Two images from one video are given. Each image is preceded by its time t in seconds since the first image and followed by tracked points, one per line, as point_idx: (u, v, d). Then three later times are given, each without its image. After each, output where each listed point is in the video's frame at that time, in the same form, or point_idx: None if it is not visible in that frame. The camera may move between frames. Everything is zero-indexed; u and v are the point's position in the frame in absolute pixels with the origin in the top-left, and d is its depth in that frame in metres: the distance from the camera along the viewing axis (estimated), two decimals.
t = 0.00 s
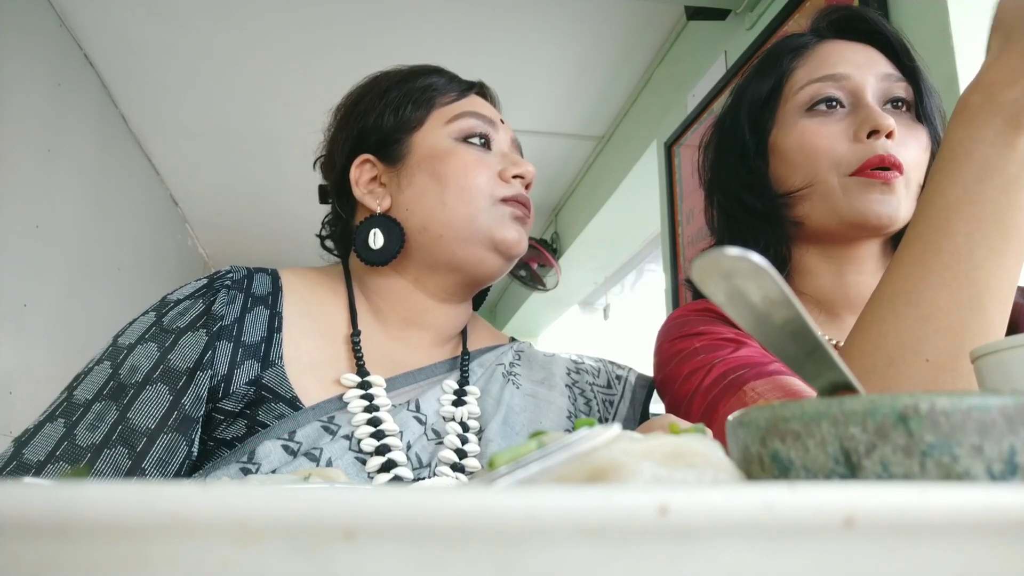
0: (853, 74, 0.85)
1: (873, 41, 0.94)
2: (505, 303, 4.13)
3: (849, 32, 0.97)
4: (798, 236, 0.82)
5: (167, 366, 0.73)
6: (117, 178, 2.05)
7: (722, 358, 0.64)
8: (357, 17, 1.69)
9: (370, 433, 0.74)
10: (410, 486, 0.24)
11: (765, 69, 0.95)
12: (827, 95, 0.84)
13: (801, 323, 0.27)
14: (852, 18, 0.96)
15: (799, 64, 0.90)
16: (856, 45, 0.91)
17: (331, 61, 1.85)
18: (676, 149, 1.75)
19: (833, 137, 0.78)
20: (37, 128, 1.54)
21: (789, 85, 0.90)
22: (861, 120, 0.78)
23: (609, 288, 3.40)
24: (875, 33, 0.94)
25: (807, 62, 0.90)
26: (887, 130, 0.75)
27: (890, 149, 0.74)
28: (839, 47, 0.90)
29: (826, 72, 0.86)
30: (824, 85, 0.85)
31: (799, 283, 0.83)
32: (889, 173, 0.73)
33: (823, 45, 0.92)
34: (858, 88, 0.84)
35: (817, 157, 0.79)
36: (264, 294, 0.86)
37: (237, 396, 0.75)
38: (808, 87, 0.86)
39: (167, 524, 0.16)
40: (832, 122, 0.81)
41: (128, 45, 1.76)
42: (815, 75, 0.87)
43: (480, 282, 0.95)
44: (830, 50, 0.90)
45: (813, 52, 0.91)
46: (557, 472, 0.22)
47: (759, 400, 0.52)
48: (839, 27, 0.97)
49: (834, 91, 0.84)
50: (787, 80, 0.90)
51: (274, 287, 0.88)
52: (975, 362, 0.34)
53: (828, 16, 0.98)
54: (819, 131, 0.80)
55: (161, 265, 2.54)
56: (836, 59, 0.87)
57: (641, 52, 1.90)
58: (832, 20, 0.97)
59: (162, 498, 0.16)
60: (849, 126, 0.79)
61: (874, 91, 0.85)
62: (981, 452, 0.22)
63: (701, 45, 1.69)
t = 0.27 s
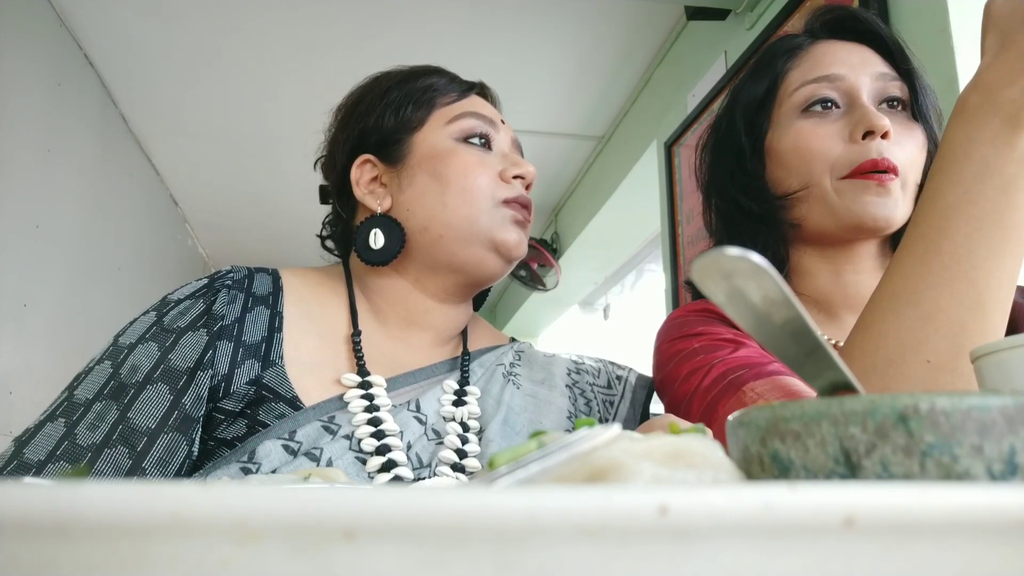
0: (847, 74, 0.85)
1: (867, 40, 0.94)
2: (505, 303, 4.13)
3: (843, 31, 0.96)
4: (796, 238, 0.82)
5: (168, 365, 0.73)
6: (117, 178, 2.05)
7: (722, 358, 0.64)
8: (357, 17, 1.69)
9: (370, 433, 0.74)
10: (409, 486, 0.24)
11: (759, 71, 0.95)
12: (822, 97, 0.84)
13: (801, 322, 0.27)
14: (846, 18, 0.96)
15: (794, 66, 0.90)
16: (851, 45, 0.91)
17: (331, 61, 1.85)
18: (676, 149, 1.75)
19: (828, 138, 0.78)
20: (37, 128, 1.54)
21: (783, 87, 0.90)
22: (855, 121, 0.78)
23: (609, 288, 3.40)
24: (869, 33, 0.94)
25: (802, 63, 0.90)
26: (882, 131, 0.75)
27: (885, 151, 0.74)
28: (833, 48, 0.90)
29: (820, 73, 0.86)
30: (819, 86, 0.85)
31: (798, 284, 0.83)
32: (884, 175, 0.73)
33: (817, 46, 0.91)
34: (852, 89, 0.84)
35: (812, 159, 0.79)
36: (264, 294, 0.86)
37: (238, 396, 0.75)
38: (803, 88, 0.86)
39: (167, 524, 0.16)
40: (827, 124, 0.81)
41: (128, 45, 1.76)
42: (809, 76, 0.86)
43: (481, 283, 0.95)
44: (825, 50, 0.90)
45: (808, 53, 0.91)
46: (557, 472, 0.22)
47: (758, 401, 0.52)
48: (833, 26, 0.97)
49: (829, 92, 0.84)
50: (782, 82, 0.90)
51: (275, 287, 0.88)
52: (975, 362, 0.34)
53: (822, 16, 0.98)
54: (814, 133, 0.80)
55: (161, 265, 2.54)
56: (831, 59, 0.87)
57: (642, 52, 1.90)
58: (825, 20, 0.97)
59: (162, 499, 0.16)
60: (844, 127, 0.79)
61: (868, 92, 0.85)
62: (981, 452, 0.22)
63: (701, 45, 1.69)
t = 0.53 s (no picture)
0: (844, 74, 0.85)
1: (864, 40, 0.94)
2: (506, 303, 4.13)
3: (840, 31, 0.96)
4: (795, 238, 0.82)
5: (168, 363, 0.73)
6: (117, 178, 2.05)
7: (721, 357, 0.64)
8: (357, 17, 1.69)
9: (371, 432, 0.74)
10: (409, 487, 0.24)
11: (757, 71, 0.95)
12: (820, 96, 0.84)
13: (801, 322, 0.27)
14: (842, 18, 0.96)
15: (791, 66, 0.90)
16: (848, 45, 0.91)
17: (331, 61, 1.85)
18: (676, 149, 1.75)
19: (827, 138, 0.78)
20: (37, 128, 1.54)
21: (781, 87, 0.90)
22: (854, 121, 0.78)
23: (610, 288, 3.40)
24: (866, 33, 0.94)
25: (799, 63, 0.90)
26: (880, 130, 0.75)
27: (884, 149, 0.74)
28: (830, 48, 0.90)
29: (818, 73, 0.86)
30: (817, 86, 0.85)
31: (797, 284, 0.83)
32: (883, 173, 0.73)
33: (814, 46, 0.92)
34: (850, 88, 0.84)
35: (811, 158, 0.79)
36: (265, 293, 0.86)
37: (238, 394, 0.75)
38: (800, 88, 0.86)
39: (167, 524, 0.16)
40: (825, 123, 0.81)
41: (128, 45, 1.76)
42: (807, 76, 0.86)
43: (481, 284, 0.95)
44: (822, 50, 0.90)
45: (805, 53, 0.91)
46: (557, 472, 0.22)
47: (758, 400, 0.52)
48: (829, 27, 0.97)
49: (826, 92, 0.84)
50: (779, 83, 0.90)
51: (275, 286, 0.88)
52: (975, 362, 0.34)
53: (819, 16, 0.98)
54: (812, 133, 0.80)
55: (161, 265, 2.54)
56: (828, 59, 0.87)
57: (642, 52, 1.90)
58: (821, 20, 0.97)
59: (162, 497, 0.16)
60: (842, 126, 0.79)
61: (866, 91, 0.85)
62: (981, 452, 0.22)
63: (701, 45, 1.69)
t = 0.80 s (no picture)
0: (843, 73, 0.85)
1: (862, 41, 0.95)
2: (505, 303, 4.13)
3: (837, 32, 0.97)
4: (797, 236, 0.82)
5: (168, 362, 0.73)
6: (117, 177, 2.05)
7: (721, 357, 0.64)
8: (357, 17, 1.69)
9: (371, 431, 0.74)
10: (409, 487, 0.24)
11: (755, 72, 0.95)
12: (819, 95, 0.84)
13: (801, 323, 0.27)
14: (839, 19, 0.96)
15: (790, 66, 0.90)
16: (846, 45, 0.91)
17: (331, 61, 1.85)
18: (676, 149, 1.75)
19: (827, 136, 0.78)
20: (37, 128, 1.54)
21: (779, 87, 0.90)
22: (854, 119, 0.78)
23: (609, 288, 3.40)
24: (863, 33, 0.94)
25: (798, 63, 0.90)
26: (881, 127, 0.75)
27: (885, 146, 0.74)
28: (828, 48, 0.90)
29: (817, 72, 0.86)
30: (816, 85, 0.85)
31: (797, 283, 0.83)
32: (884, 169, 0.73)
33: (812, 47, 0.92)
34: (849, 88, 0.84)
35: (811, 156, 0.79)
36: (264, 292, 0.86)
37: (238, 393, 0.75)
38: (800, 88, 0.86)
39: (167, 523, 0.16)
40: (825, 122, 0.81)
41: (128, 45, 1.76)
42: (806, 76, 0.86)
43: (481, 284, 0.95)
44: (820, 50, 0.90)
45: (803, 53, 0.91)
46: (557, 472, 0.22)
47: (758, 400, 0.52)
48: (827, 28, 0.97)
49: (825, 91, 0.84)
50: (778, 82, 0.90)
51: (275, 286, 0.88)
52: (975, 361, 0.34)
53: (816, 17, 0.98)
54: (812, 131, 0.80)
55: (161, 265, 2.54)
56: (827, 59, 0.87)
57: (642, 52, 1.90)
58: (819, 21, 0.97)
59: (162, 496, 0.16)
60: (843, 124, 0.79)
61: (865, 91, 0.85)
62: (981, 452, 0.22)
63: (701, 45, 1.69)
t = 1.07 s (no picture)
0: (843, 74, 0.85)
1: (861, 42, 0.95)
2: (506, 303, 4.13)
3: (836, 33, 0.97)
4: (798, 235, 0.82)
5: (168, 361, 0.73)
6: (117, 177, 2.05)
7: (721, 357, 0.64)
8: (357, 17, 1.69)
9: (371, 430, 0.74)
10: (409, 487, 0.24)
11: (754, 72, 0.95)
12: (819, 95, 0.84)
13: (801, 322, 0.27)
14: (838, 19, 0.96)
15: (789, 66, 0.90)
16: (845, 45, 0.91)
17: (331, 61, 1.85)
18: (676, 149, 1.75)
19: (827, 135, 0.78)
20: (36, 128, 1.54)
21: (779, 87, 0.90)
22: (853, 118, 0.78)
23: (609, 288, 3.40)
24: (862, 34, 0.95)
25: (797, 63, 0.90)
26: (881, 126, 0.75)
27: (886, 144, 0.74)
28: (827, 48, 0.90)
29: (817, 73, 0.86)
30: (815, 85, 0.85)
31: (796, 283, 0.83)
32: (884, 167, 0.73)
33: (811, 47, 0.92)
34: (849, 87, 0.84)
35: (811, 155, 0.79)
36: (264, 292, 0.86)
37: (238, 393, 0.75)
38: (799, 88, 0.86)
39: (167, 523, 0.16)
40: (825, 121, 0.81)
41: (128, 45, 1.76)
42: (805, 76, 0.87)
43: (481, 283, 0.95)
44: (819, 51, 0.90)
45: (802, 53, 0.91)
46: (557, 472, 0.22)
47: (758, 400, 0.52)
48: (826, 28, 0.97)
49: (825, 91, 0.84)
50: (777, 82, 0.90)
51: (275, 285, 0.88)
52: (975, 361, 0.34)
53: (815, 18, 0.98)
54: (812, 130, 0.80)
55: (161, 265, 2.54)
56: (826, 59, 0.87)
57: (642, 52, 1.90)
58: (818, 21, 0.97)
59: (162, 495, 0.16)
60: (843, 123, 0.79)
61: (865, 91, 0.85)
62: (981, 452, 0.22)
63: (701, 45, 1.69)
